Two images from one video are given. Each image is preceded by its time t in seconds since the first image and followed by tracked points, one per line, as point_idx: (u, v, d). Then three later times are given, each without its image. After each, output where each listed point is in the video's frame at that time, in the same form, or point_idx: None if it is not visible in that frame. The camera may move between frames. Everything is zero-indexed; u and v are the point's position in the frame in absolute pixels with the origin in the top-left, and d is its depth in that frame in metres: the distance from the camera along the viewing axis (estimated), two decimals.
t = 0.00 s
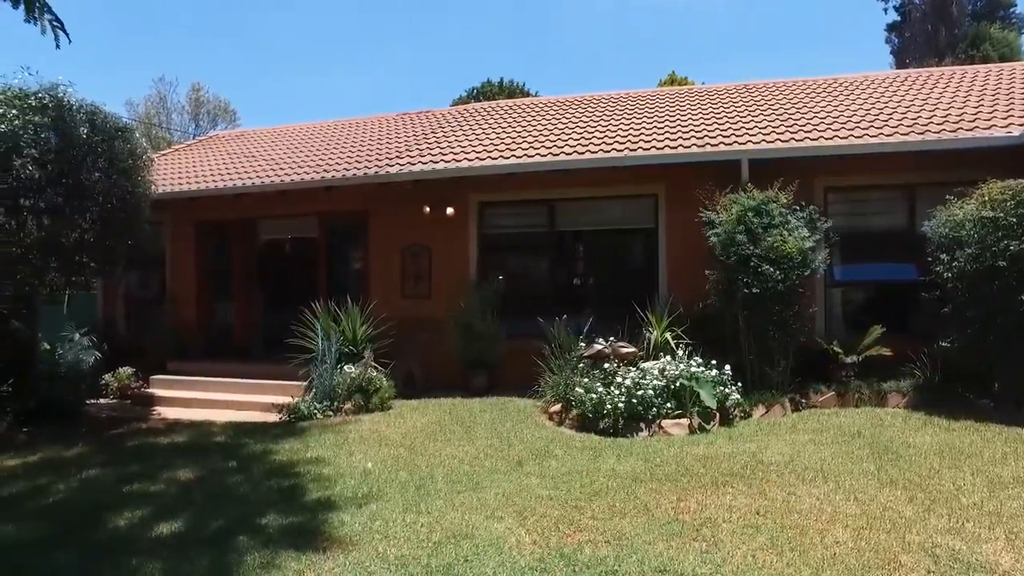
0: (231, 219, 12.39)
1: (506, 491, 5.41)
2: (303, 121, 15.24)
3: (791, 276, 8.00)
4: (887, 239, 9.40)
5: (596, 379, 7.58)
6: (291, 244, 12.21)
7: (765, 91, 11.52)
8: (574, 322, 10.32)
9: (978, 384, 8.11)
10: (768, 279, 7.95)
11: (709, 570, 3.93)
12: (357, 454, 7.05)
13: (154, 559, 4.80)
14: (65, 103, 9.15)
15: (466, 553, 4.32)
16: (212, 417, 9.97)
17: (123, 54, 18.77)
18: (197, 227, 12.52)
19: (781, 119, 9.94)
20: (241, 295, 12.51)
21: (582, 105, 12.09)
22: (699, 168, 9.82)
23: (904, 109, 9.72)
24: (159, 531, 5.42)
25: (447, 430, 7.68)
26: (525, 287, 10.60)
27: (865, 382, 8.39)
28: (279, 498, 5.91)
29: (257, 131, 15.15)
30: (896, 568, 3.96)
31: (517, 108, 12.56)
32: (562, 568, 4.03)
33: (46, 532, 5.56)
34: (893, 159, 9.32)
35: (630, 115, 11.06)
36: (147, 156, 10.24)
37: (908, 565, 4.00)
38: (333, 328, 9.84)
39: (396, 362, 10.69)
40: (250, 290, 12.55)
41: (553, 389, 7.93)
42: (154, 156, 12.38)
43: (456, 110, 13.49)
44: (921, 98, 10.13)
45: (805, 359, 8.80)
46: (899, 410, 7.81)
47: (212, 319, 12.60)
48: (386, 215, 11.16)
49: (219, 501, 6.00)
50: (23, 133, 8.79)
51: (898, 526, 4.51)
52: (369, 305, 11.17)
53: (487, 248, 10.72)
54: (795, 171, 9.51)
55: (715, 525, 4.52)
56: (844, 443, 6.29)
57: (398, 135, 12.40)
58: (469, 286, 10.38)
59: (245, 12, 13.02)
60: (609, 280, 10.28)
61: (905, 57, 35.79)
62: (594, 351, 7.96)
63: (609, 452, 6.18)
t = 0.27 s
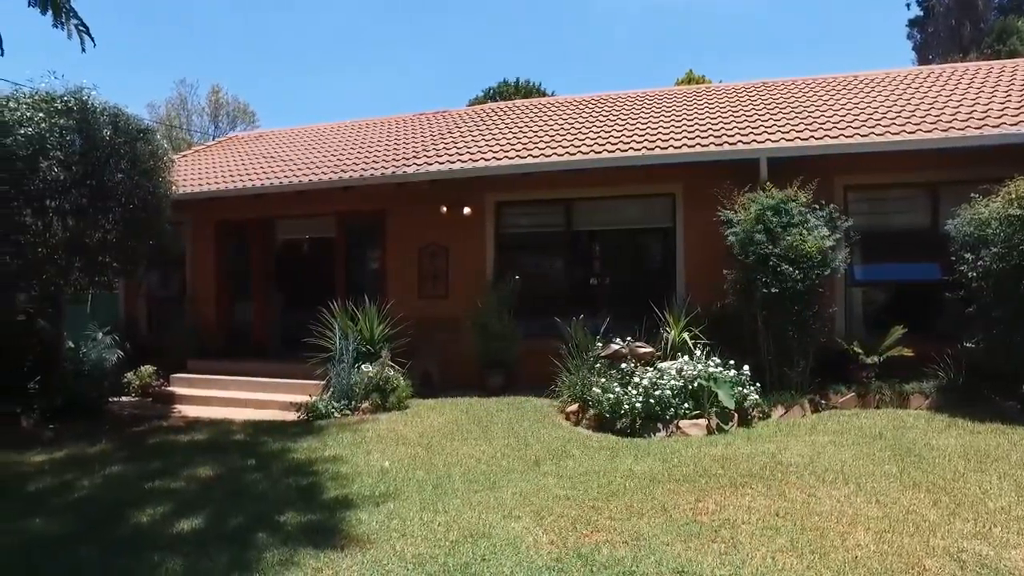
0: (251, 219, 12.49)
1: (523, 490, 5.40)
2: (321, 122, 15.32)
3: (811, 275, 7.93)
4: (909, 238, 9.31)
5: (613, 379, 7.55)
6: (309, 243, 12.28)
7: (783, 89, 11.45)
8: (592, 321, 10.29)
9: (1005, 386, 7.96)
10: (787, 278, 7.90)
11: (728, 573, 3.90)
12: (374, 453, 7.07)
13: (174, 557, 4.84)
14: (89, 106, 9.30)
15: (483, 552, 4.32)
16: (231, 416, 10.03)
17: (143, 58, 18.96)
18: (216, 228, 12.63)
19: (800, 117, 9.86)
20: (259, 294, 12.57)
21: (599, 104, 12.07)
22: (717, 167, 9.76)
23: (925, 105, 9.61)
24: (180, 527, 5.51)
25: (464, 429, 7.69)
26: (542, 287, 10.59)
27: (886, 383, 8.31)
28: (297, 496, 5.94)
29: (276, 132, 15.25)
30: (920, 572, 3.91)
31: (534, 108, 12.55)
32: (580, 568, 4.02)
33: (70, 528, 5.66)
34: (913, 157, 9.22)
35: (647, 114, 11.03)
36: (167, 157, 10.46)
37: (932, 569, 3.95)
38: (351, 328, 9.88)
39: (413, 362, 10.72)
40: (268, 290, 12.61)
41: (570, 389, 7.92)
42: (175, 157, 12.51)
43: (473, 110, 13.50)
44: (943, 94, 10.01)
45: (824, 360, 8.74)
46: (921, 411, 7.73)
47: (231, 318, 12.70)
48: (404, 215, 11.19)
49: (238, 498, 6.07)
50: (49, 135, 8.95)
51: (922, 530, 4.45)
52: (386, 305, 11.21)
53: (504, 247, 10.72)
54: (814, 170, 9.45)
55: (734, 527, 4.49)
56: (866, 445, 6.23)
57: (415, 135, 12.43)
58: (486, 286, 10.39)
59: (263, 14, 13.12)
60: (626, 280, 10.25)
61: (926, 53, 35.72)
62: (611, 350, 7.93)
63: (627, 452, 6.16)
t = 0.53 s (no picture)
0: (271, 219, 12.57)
1: (542, 490, 5.38)
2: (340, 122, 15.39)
3: (833, 275, 7.85)
4: (934, 237, 9.18)
5: (632, 379, 7.51)
6: (328, 243, 12.33)
7: (805, 86, 11.34)
8: (611, 321, 10.26)
9: None
10: (808, 278, 7.82)
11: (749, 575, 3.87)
12: (393, 452, 7.08)
13: (196, 555, 4.89)
14: (115, 108, 9.41)
15: (502, 552, 4.31)
16: (251, 414, 10.09)
17: (164, 60, 19.13)
18: (236, 228, 12.74)
19: (821, 114, 9.77)
20: (278, 292, 12.60)
21: (618, 103, 12.03)
22: (737, 165, 9.68)
23: (950, 101, 9.48)
24: (202, 524, 5.59)
25: (482, 429, 7.69)
26: (561, 286, 10.57)
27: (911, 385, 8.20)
28: (317, 494, 5.97)
29: (296, 133, 15.35)
30: None
31: (552, 107, 12.54)
32: (599, 569, 4.01)
33: (96, 524, 5.77)
34: (938, 154, 9.11)
35: (667, 112, 10.97)
36: (188, 157, 10.65)
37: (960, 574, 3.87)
38: (370, 327, 9.92)
39: (432, 361, 10.74)
40: (287, 287, 12.63)
41: (590, 389, 7.89)
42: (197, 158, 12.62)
43: (491, 109, 13.50)
44: (968, 90, 9.87)
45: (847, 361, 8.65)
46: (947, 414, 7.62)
47: (251, 317, 12.80)
48: (422, 215, 11.23)
49: (259, 495, 6.13)
50: (76, 137, 8.99)
51: (950, 535, 4.37)
52: (405, 304, 11.24)
53: (522, 247, 10.71)
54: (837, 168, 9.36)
55: (756, 529, 4.45)
56: (890, 447, 6.15)
57: (434, 135, 12.46)
58: (505, 286, 10.39)
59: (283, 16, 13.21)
60: (645, 280, 10.19)
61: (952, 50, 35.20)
62: (630, 350, 7.88)
63: (646, 453, 6.13)
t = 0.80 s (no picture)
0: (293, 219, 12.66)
1: (563, 490, 5.36)
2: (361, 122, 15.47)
3: (858, 274, 7.76)
4: (962, 236, 9.05)
5: (653, 379, 7.46)
6: (349, 242, 12.39)
7: (829, 83, 11.22)
8: (632, 321, 10.22)
9: None
10: (833, 278, 7.74)
11: None
12: (414, 451, 7.10)
13: (220, 552, 4.94)
14: (140, 111, 9.53)
15: (523, 552, 4.30)
16: (272, 413, 10.15)
17: (187, 61, 19.31)
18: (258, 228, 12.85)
19: (846, 111, 9.66)
20: (300, 290, 12.72)
21: (639, 102, 11.98)
22: (760, 163, 9.60)
23: (978, 97, 9.33)
24: (226, 520, 5.65)
25: (502, 428, 7.69)
26: (581, 286, 10.54)
27: (938, 387, 8.08)
28: (338, 492, 6.00)
29: (318, 133, 15.45)
30: None
31: (573, 106, 12.51)
32: (620, 569, 3.99)
33: (124, 520, 5.86)
34: (965, 151, 8.96)
35: (688, 111, 10.91)
36: (212, 158, 10.70)
37: None
38: (391, 326, 9.96)
39: (452, 361, 10.76)
40: (308, 285, 12.73)
41: (610, 389, 7.86)
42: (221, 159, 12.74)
43: (512, 108, 13.49)
44: (997, 85, 9.70)
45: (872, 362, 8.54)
46: (975, 417, 7.50)
47: (273, 316, 12.91)
48: (443, 215, 11.25)
49: (281, 493, 6.18)
50: (103, 140, 9.16)
51: (981, 541, 4.28)
52: (425, 304, 11.27)
53: (543, 246, 10.69)
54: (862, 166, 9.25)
55: (780, 532, 4.41)
56: (917, 450, 6.07)
57: (455, 135, 12.48)
58: (525, 285, 10.38)
59: (306, 18, 13.29)
60: (666, 280, 10.14)
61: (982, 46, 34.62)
62: (652, 350, 7.83)
63: (668, 453, 6.09)
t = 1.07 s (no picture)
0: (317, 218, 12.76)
1: (586, 490, 5.33)
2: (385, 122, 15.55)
3: (887, 272, 7.66)
4: (995, 234, 8.88)
5: (677, 379, 7.41)
6: (372, 242, 12.44)
7: (857, 78, 11.07)
8: (655, 321, 10.16)
9: None
10: (859, 275, 7.64)
11: None
12: (437, 449, 7.12)
13: (246, 548, 5.00)
14: (168, 112, 9.76)
15: (546, 552, 4.28)
16: (296, 411, 10.23)
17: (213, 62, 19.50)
18: (283, 228, 12.97)
19: (874, 107, 9.53)
20: (321, 293, 12.88)
21: (663, 99, 11.92)
22: (786, 161, 9.49)
23: (1011, 91, 9.15)
24: (251, 516, 5.71)
25: (525, 428, 7.69)
26: (604, 285, 10.51)
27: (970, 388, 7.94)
28: (362, 490, 6.03)
29: (342, 134, 15.56)
30: None
31: (597, 105, 12.47)
32: (644, 570, 3.97)
33: (152, 517, 5.96)
34: (998, 146, 8.79)
35: (713, 108, 10.83)
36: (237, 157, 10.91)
37: None
38: (413, 325, 9.99)
39: (474, 359, 10.78)
40: (330, 285, 12.86)
41: (633, 389, 7.82)
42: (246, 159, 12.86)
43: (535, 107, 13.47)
44: None
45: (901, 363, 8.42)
46: (1008, 420, 7.36)
47: (297, 315, 13.03)
48: (466, 214, 11.27)
49: (306, 490, 6.23)
50: (133, 142, 9.28)
51: (1018, 547, 4.17)
52: (448, 303, 11.30)
53: (565, 246, 10.67)
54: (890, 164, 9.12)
55: (807, 535, 4.36)
56: (949, 453, 5.96)
57: (478, 134, 12.49)
58: (547, 284, 10.37)
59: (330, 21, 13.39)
60: (690, 279, 10.07)
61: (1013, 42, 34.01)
62: (675, 350, 7.79)
63: (692, 454, 6.05)
